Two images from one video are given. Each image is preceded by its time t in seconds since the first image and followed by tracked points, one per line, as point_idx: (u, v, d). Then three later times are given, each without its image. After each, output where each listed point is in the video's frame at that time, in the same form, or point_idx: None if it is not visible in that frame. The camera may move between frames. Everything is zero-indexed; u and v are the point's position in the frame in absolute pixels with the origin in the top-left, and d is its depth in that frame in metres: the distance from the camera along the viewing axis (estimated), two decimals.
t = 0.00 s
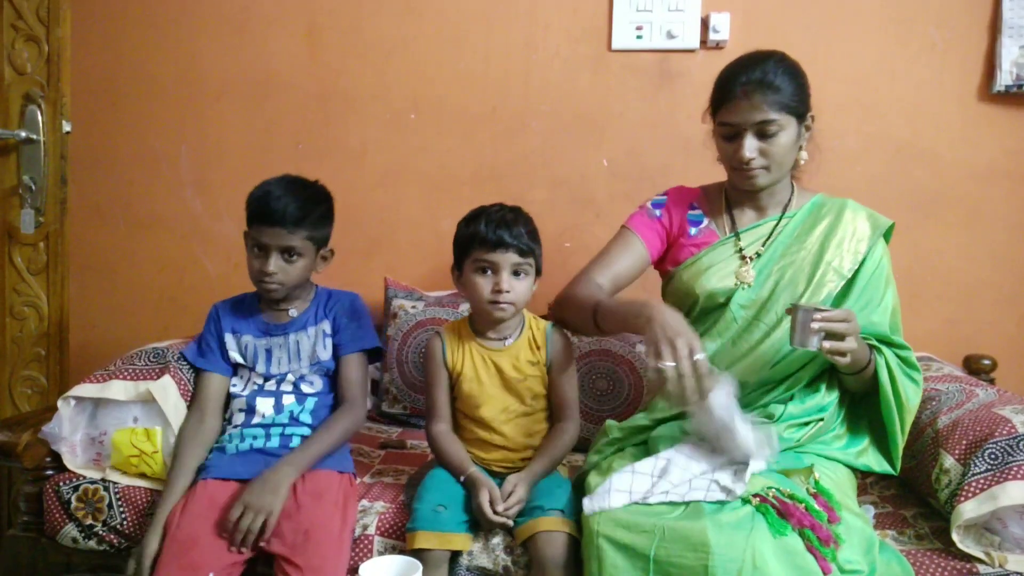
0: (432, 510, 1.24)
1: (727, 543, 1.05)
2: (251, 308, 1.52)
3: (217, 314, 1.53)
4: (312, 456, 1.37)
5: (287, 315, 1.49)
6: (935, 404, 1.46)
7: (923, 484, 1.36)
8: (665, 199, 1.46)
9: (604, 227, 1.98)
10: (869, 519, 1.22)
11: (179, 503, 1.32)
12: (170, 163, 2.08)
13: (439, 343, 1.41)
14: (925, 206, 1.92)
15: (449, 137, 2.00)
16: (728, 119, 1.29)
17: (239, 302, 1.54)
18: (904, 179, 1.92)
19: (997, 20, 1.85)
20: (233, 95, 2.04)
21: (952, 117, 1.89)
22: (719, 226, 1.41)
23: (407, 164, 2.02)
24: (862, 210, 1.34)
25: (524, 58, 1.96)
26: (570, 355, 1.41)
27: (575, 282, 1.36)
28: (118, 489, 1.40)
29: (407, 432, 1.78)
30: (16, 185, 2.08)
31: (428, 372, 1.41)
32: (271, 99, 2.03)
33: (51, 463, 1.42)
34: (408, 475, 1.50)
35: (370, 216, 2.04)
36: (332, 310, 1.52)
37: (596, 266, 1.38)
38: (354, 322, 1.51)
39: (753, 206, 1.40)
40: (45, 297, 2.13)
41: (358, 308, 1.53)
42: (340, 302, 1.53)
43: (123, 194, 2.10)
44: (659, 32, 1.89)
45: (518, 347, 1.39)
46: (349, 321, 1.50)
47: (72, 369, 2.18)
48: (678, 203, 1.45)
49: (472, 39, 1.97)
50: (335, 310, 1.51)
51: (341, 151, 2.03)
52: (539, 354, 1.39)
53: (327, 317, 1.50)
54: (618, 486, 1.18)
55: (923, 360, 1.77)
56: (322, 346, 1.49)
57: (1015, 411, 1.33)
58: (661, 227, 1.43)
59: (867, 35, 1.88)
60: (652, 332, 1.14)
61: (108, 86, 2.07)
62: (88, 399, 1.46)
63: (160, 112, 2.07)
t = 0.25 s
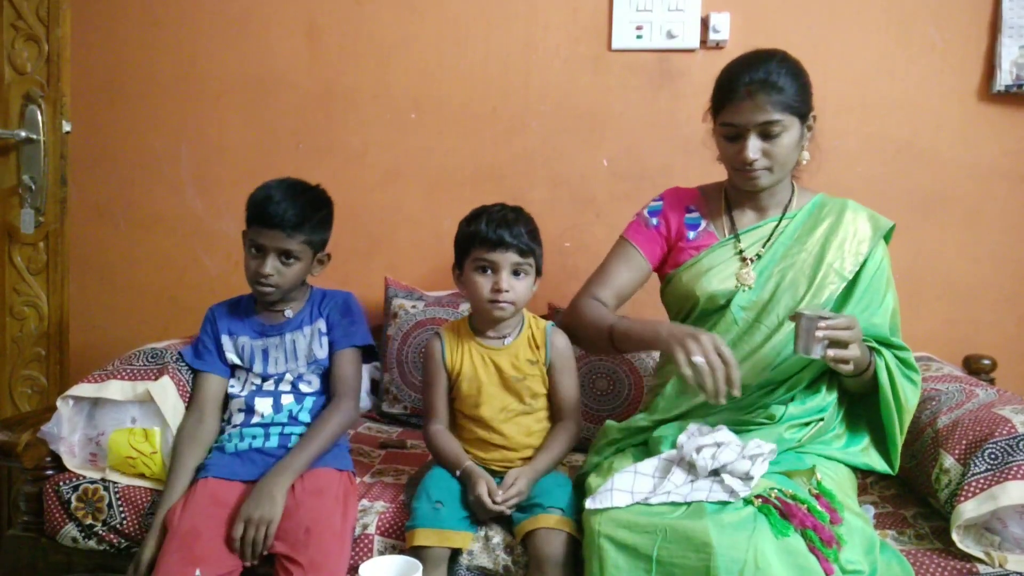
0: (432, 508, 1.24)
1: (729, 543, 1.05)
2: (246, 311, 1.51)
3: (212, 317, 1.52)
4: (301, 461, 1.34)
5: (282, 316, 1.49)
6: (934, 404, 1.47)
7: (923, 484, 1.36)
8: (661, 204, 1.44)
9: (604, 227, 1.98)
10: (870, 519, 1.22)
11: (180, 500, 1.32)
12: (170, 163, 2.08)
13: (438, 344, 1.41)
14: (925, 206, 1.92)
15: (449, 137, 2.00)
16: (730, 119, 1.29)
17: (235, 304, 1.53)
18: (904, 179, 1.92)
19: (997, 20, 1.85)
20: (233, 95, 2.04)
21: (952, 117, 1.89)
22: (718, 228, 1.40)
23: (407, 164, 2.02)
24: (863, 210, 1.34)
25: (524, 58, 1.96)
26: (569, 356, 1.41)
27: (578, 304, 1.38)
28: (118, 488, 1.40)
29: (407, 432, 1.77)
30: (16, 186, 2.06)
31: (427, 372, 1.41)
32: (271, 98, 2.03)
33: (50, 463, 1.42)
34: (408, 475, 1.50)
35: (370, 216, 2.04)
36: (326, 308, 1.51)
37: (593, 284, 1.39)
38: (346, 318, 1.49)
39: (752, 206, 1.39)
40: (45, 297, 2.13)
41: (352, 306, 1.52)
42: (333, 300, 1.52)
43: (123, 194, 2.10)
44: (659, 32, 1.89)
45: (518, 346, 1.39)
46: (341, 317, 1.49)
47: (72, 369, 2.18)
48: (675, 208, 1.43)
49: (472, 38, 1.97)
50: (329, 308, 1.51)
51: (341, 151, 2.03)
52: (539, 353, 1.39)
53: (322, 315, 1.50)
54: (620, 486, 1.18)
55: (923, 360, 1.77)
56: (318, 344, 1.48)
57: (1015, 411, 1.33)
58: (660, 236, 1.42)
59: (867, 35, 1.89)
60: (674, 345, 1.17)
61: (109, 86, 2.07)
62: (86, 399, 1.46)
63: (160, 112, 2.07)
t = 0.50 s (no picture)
0: (431, 508, 1.24)
1: (728, 543, 1.05)
2: (246, 310, 1.50)
3: (210, 315, 1.51)
4: (298, 463, 1.34)
5: (281, 315, 1.48)
6: (934, 404, 1.47)
7: (923, 484, 1.36)
8: (660, 210, 1.43)
9: (604, 227, 1.98)
10: (869, 519, 1.22)
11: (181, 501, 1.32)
12: (170, 163, 2.08)
13: (439, 344, 1.40)
14: (925, 206, 1.92)
15: (449, 137, 2.00)
16: (729, 119, 1.29)
17: (233, 303, 1.52)
18: (904, 179, 1.92)
19: (997, 20, 1.85)
20: (233, 95, 2.04)
21: (952, 117, 1.89)
22: (716, 230, 1.39)
23: (407, 164, 2.02)
24: (864, 211, 1.33)
25: (524, 58, 1.96)
26: (570, 357, 1.41)
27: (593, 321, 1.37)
28: (118, 489, 1.40)
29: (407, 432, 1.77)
30: (16, 186, 2.06)
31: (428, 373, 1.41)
32: (271, 99, 2.03)
33: (50, 463, 1.42)
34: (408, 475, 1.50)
35: (370, 216, 2.04)
36: (323, 307, 1.50)
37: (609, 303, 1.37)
38: (343, 317, 1.48)
39: (752, 208, 1.38)
40: (45, 297, 2.13)
41: (350, 305, 1.51)
42: (331, 299, 1.51)
43: (123, 194, 2.10)
44: (659, 32, 1.89)
45: (518, 347, 1.39)
46: (339, 317, 1.48)
47: (73, 369, 2.18)
48: (672, 210, 1.43)
49: (472, 38, 1.97)
50: (326, 307, 1.50)
51: (341, 151, 2.03)
52: (539, 354, 1.39)
53: (319, 315, 1.49)
54: (620, 485, 1.17)
55: (923, 360, 1.77)
56: (314, 345, 1.47)
57: (1015, 411, 1.33)
58: (660, 244, 1.40)
59: (867, 35, 1.89)
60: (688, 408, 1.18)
61: (109, 86, 2.07)
62: (87, 399, 1.46)
63: (160, 112, 2.07)
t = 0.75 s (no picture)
0: (431, 509, 1.24)
1: (730, 543, 1.05)
2: (245, 307, 1.48)
3: (208, 311, 1.48)
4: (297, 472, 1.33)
5: (281, 314, 1.46)
6: (935, 404, 1.47)
7: (923, 484, 1.36)
8: (660, 211, 1.43)
9: (604, 227, 1.98)
10: (870, 519, 1.22)
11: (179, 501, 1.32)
12: (170, 163, 2.08)
13: (440, 343, 1.41)
14: (925, 206, 1.92)
15: (449, 137, 2.00)
16: (732, 116, 1.29)
17: (233, 295, 1.50)
18: (904, 179, 1.92)
19: (997, 20, 1.85)
20: (233, 95, 2.04)
21: (952, 117, 1.89)
22: (716, 232, 1.39)
23: (407, 164, 2.02)
24: (865, 212, 1.33)
25: (524, 58, 1.96)
26: (570, 357, 1.42)
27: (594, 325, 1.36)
28: (118, 489, 1.40)
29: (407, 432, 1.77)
30: (16, 186, 2.06)
31: (428, 372, 1.41)
32: (271, 99, 2.03)
33: (51, 463, 1.43)
34: (409, 475, 1.51)
35: (370, 216, 2.04)
36: (327, 309, 1.48)
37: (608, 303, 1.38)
38: (346, 321, 1.46)
39: (753, 209, 1.39)
40: (45, 297, 2.13)
41: (354, 307, 1.49)
42: (335, 300, 1.49)
43: (123, 195, 2.10)
44: (659, 32, 1.89)
45: (519, 348, 1.39)
46: (342, 321, 1.46)
47: (72, 369, 2.18)
48: (672, 210, 1.43)
49: (472, 38, 1.97)
50: (329, 309, 1.48)
51: (341, 151, 2.03)
52: (540, 356, 1.40)
53: (321, 317, 1.47)
54: (621, 485, 1.17)
55: (923, 360, 1.77)
56: (315, 348, 1.45)
57: (1015, 411, 1.33)
58: (660, 245, 1.41)
59: (867, 35, 1.89)
60: (663, 392, 1.15)
61: (109, 86, 2.07)
62: (87, 399, 1.47)
63: (160, 112, 2.07)
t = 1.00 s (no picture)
0: (431, 509, 1.25)
1: (727, 541, 1.04)
2: (246, 308, 1.45)
3: (211, 310, 1.45)
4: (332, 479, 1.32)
5: (285, 317, 1.44)
6: (935, 405, 1.47)
7: (923, 484, 1.36)
8: (661, 207, 1.37)
9: (605, 227, 1.98)
10: (868, 519, 1.22)
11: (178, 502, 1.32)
12: (171, 163, 2.08)
13: (439, 344, 1.41)
14: (925, 206, 1.92)
15: (449, 137, 2.00)
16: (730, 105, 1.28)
17: (234, 291, 1.47)
18: (904, 179, 1.92)
19: (997, 20, 1.85)
20: (233, 95, 2.04)
21: (952, 117, 1.89)
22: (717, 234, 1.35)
23: (407, 164, 2.02)
24: (865, 213, 1.32)
25: (524, 58, 1.96)
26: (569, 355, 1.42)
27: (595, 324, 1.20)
28: (118, 489, 1.40)
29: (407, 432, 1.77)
30: (16, 186, 2.06)
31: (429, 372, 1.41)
32: (271, 99, 2.03)
33: (50, 463, 1.43)
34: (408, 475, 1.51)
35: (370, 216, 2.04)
36: (334, 315, 1.45)
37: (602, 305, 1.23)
38: (354, 330, 1.44)
39: (751, 209, 1.36)
40: (45, 297, 2.13)
41: (362, 315, 1.47)
42: (343, 306, 1.46)
43: (123, 195, 2.10)
44: (659, 32, 1.89)
45: (520, 350, 1.39)
46: (350, 330, 1.44)
47: (72, 369, 2.18)
48: (673, 208, 1.38)
49: (473, 38, 1.97)
50: (336, 317, 1.45)
51: (342, 151, 2.03)
52: (540, 357, 1.40)
53: (327, 324, 1.45)
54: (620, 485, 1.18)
55: (923, 361, 1.77)
56: (318, 356, 1.43)
57: (1015, 411, 1.33)
58: (661, 241, 1.34)
59: (867, 35, 1.89)
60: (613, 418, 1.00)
61: (109, 86, 2.08)
62: (88, 399, 1.47)
63: (160, 112, 2.07)
